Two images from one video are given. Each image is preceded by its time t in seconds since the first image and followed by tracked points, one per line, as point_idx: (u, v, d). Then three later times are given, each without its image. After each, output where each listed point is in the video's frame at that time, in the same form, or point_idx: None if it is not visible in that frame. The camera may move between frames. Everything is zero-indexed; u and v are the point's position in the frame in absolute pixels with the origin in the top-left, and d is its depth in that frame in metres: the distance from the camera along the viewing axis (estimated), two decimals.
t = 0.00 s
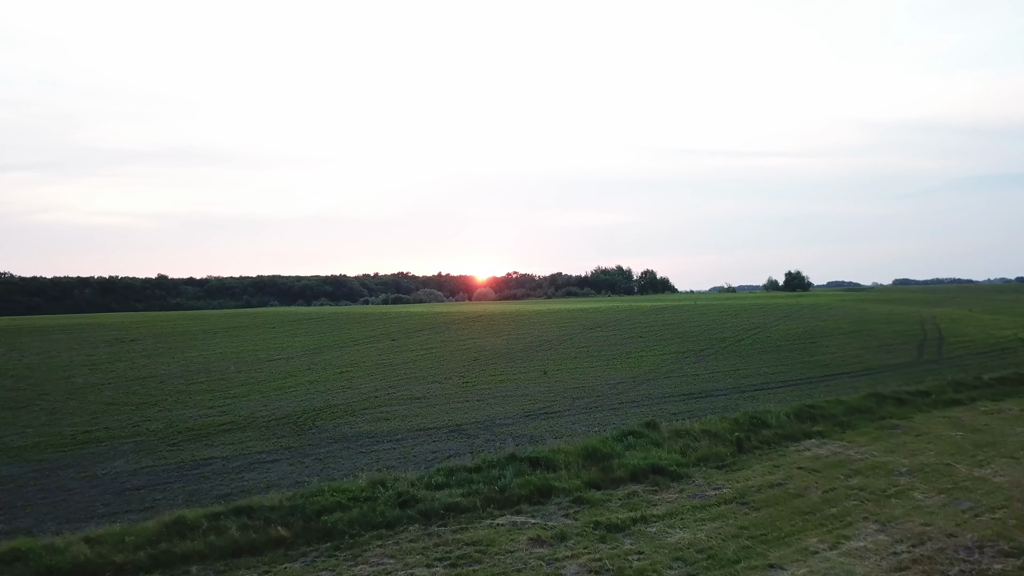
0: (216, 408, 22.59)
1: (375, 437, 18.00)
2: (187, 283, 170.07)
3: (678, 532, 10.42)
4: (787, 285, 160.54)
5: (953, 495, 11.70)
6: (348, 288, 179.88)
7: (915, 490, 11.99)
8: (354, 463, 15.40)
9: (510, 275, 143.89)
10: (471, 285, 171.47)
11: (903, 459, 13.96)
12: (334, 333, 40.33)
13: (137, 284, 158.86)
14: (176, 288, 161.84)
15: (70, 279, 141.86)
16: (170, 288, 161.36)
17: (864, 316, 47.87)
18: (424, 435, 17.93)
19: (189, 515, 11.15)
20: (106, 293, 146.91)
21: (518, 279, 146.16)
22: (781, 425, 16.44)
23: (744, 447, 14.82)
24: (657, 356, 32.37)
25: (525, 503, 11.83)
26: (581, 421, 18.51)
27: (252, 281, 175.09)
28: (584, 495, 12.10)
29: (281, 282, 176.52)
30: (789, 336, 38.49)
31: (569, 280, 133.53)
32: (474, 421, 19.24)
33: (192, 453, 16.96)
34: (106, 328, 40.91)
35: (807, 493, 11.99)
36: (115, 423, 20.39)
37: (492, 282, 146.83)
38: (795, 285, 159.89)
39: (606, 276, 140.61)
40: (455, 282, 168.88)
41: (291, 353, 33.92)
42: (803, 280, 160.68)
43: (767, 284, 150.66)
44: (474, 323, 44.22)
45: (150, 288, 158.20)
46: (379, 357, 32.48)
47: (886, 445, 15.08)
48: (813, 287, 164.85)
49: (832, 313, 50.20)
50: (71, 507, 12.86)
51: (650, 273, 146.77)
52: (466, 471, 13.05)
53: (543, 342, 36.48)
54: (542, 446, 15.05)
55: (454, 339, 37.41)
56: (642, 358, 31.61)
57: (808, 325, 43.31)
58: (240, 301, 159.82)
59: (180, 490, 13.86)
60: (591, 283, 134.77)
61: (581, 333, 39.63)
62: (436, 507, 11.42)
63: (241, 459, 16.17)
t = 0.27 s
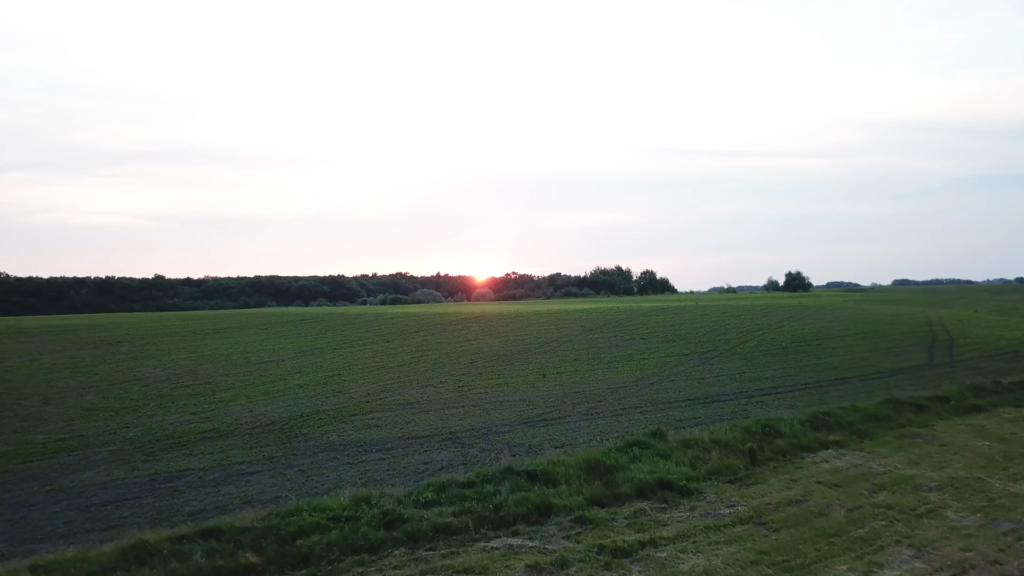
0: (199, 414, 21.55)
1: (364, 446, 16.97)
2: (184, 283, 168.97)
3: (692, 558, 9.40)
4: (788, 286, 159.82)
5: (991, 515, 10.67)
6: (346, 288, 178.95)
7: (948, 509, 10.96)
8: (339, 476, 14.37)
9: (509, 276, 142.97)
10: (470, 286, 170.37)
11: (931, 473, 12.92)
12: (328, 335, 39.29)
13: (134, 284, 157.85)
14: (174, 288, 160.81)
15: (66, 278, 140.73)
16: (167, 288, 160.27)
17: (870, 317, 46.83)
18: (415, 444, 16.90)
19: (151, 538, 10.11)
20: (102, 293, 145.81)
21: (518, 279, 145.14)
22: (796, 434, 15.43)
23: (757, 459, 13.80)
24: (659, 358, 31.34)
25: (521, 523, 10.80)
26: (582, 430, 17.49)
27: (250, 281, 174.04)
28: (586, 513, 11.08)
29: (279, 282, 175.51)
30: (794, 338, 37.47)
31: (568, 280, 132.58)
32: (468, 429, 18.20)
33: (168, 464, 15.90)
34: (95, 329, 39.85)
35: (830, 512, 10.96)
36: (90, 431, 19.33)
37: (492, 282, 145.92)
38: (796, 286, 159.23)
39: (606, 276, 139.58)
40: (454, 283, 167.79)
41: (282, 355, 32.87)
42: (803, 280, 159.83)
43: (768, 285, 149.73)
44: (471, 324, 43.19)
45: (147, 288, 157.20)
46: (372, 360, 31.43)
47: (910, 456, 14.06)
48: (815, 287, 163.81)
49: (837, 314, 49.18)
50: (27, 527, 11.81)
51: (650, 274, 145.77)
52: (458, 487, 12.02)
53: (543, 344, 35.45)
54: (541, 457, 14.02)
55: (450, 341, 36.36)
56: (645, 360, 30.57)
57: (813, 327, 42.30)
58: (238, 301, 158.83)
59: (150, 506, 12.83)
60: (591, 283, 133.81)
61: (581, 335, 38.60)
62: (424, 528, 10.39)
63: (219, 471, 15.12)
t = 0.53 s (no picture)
0: (183, 420, 20.53)
1: (353, 456, 15.95)
2: (182, 283, 167.91)
3: None
4: (789, 286, 158.79)
5: None
6: (345, 288, 177.96)
7: (989, 531, 9.95)
8: (324, 490, 13.35)
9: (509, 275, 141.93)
10: (470, 286, 169.34)
11: (964, 488, 11.91)
12: (323, 336, 38.25)
13: (132, 284, 156.85)
14: (171, 288, 159.81)
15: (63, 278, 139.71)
16: (165, 288, 159.18)
17: (877, 319, 45.79)
18: (407, 454, 15.88)
19: (106, 565, 9.07)
20: (100, 293, 144.75)
21: (518, 279, 144.15)
22: (814, 445, 14.41)
23: (774, 472, 12.79)
24: (664, 361, 30.33)
25: (519, 546, 9.78)
26: (585, 439, 16.46)
27: (248, 281, 173.02)
28: (590, 535, 10.06)
29: (278, 282, 174.50)
30: (801, 340, 36.45)
31: (569, 280, 131.58)
32: (463, 438, 17.18)
33: (142, 476, 14.88)
34: (83, 330, 38.82)
35: (859, 534, 9.95)
36: (66, 439, 18.30)
37: (491, 282, 144.91)
38: (797, 286, 158.17)
39: (606, 276, 138.55)
40: (454, 283, 166.74)
41: (274, 358, 31.85)
42: (804, 281, 158.82)
43: (770, 285, 148.69)
44: (470, 325, 42.18)
45: (145, 288, 156.16)
46: (367, 363, 30.40)
47: (938, 469, 13.05)
48: (817, 287, 162.75)
49: (843, 315, 48.13)
50: None
51: (651, 274, 144.76)
52: (450, 505, 11.00)
53: (543, 345, 34.42)
54: (541, 471, 13.00)
55: (448, 343, 35.33)
56: (648, 363, 29.56)
57: (820, 328, 41.29)
58: (236, 301, 157.83)
59: (116, 524, 11.80)
60: (591, 283, 132.77)
61: (582, 336, 37.57)
62: (411, 553, 9.37)
63: (196, 484, 14.10)
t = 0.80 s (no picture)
0: (168, 425, 19.63)
1: (343, 466, 15.08)
2: (182, 283, 167.12)
3: None
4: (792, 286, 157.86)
5: None
6: (345, 288, 177.21)
7: None
8: (310, 505, 12.45)
9: (510, 276, 141.07)
10: (471, 287, 168.44)
11: (1000, 505, 10.99)
12: (320, 337, 37.38)
13: (132, 284, 156.06)
14: (171, 288, 159.02)
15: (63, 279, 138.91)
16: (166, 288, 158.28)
17: (886, 319, 44.87)
18: (401, 464, 14.97)
19: None
20: (99, 293, 143.99)
21: (519, 279, 143.37)
22: (834, 455, 13.50)
23: (794, 486, 11.88)
24: (669, 364, 29.42)
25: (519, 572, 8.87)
26: (590, 449, 15.56)
27: (248, 282, 172.24)
28: (597, 558, 9.16)
29: (278, 283, 173.71)
30: (809, 341, 35.56)
31: (570, 280, 130.75)
32: (460, 447, 16.29)
33: (119, 487, 13.97)
34: (74, 331, 37.93)
35: (892, 558, 9.05)
36: (43, 446, 17.40)
37: (493, 283, 144.09)
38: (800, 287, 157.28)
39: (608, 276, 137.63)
40: (455, 283, 165.94)
41: (268, 360, 30.96)
42: (807, 281, 157.92)
43: (772, 285, 147.79)
44: (470, 326, 41.28)
45: (145, 288, 155.38)
46: (364, 365, 29.55)
47: (970, 482, 12.13)
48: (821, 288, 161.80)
49: (851, 316, 47.21)
50: None
51: (654, 274, 143.91)
52: (443, 524, 10.10)
53: (545, 347, 33.54)
54: (542, 485, 12.11)
55: (447, 345, 34.45)
56: (651, 366, 28.66)
57: (828, 329, 40.37)
58: (236, 301, 157.06)
59: (82, 544, 10.86)
60: (593, 284, 131.89)
61: (584, 338, 36.71)
62: None
63: (174, 497, 13.19)
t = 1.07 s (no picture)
0: (151, 432, 18.62)
1: (332, 478, 14.07)
2: (184, 283, 166.42)
3: None
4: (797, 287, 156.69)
5: None
6: (348, 289, 176.31)
7: None
8: (292, 523, 11.44)
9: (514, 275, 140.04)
10: (474, 287, 167.54)
11: None
12: (318, 338, 36.39)
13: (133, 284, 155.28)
14: (173, 288, 158.18)
15: (64, 278, 138.23)
16: (167, 288, 157.61)
17: (897, 320, 43.76)
18: (394, 477, 13.96)
19: None
20: (100, 293, 143.26)
21: (522, 279, 142.42)
22: (861, 468, 12.45)
23: (820, 505, 10.84)
24: (677, 367, 28.37)
25: None
26: (596, 461, 14.54)
27: (250, 282, 171.37)
28: None
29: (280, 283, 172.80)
30: (822, 343, 34.44)
31: (574, 281, 129.70)
32: (458, 457, 15.26)
33: (89, 502, 12.96)
34: (66, 332, 36.95)
35: None
36: (16, 455, 16.39)
37: (496, 283, 143.10)
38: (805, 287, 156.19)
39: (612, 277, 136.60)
40: (457, 283, 165.02)
41: (262, 362, 29.95)
42: (812, 281, 156.75)
43: (777, 285, 146.61)
44: (472, 327, 40.25)
45: (146, 288, 154.56)
46: (361, 367, 28.54)
47: (1013, 499, 11.07)
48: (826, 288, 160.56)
49: (861, 316, 46.11)
50: None
51: (658, 274, 142.85)
52: (435, 550, 9.07)
53: (548, 349, 32.54)
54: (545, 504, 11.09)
55: (447, 346, 33.43)
56: (658, 369, 27.62)
57: (840, 330, 39.29)
58: (238, 301, 156.19)
59: (38, 570, 9.85)
60: (597, 284, 130.82)
61: (589, 340, 35.66)
62: None
63: (147, 514, 12.18)
